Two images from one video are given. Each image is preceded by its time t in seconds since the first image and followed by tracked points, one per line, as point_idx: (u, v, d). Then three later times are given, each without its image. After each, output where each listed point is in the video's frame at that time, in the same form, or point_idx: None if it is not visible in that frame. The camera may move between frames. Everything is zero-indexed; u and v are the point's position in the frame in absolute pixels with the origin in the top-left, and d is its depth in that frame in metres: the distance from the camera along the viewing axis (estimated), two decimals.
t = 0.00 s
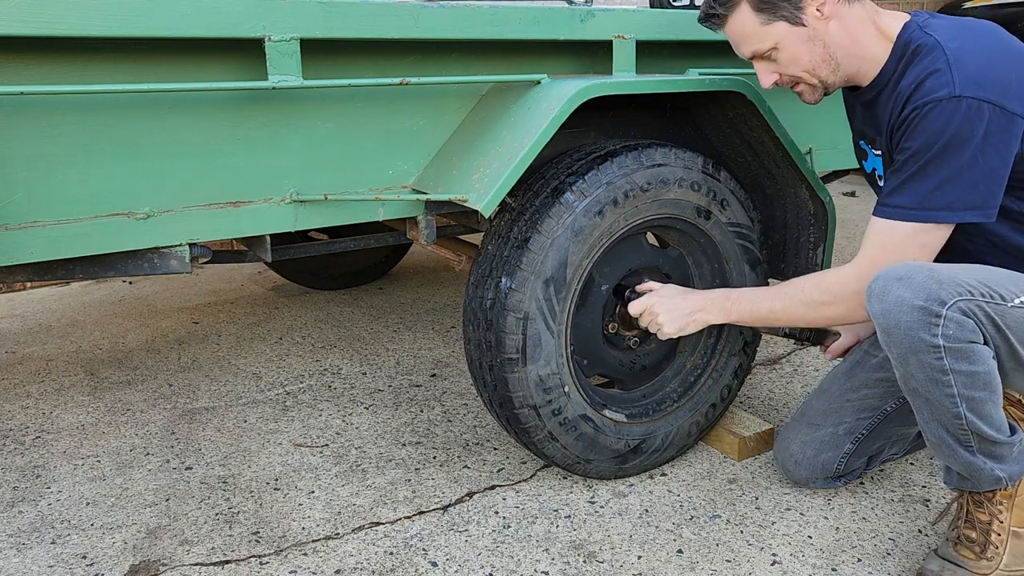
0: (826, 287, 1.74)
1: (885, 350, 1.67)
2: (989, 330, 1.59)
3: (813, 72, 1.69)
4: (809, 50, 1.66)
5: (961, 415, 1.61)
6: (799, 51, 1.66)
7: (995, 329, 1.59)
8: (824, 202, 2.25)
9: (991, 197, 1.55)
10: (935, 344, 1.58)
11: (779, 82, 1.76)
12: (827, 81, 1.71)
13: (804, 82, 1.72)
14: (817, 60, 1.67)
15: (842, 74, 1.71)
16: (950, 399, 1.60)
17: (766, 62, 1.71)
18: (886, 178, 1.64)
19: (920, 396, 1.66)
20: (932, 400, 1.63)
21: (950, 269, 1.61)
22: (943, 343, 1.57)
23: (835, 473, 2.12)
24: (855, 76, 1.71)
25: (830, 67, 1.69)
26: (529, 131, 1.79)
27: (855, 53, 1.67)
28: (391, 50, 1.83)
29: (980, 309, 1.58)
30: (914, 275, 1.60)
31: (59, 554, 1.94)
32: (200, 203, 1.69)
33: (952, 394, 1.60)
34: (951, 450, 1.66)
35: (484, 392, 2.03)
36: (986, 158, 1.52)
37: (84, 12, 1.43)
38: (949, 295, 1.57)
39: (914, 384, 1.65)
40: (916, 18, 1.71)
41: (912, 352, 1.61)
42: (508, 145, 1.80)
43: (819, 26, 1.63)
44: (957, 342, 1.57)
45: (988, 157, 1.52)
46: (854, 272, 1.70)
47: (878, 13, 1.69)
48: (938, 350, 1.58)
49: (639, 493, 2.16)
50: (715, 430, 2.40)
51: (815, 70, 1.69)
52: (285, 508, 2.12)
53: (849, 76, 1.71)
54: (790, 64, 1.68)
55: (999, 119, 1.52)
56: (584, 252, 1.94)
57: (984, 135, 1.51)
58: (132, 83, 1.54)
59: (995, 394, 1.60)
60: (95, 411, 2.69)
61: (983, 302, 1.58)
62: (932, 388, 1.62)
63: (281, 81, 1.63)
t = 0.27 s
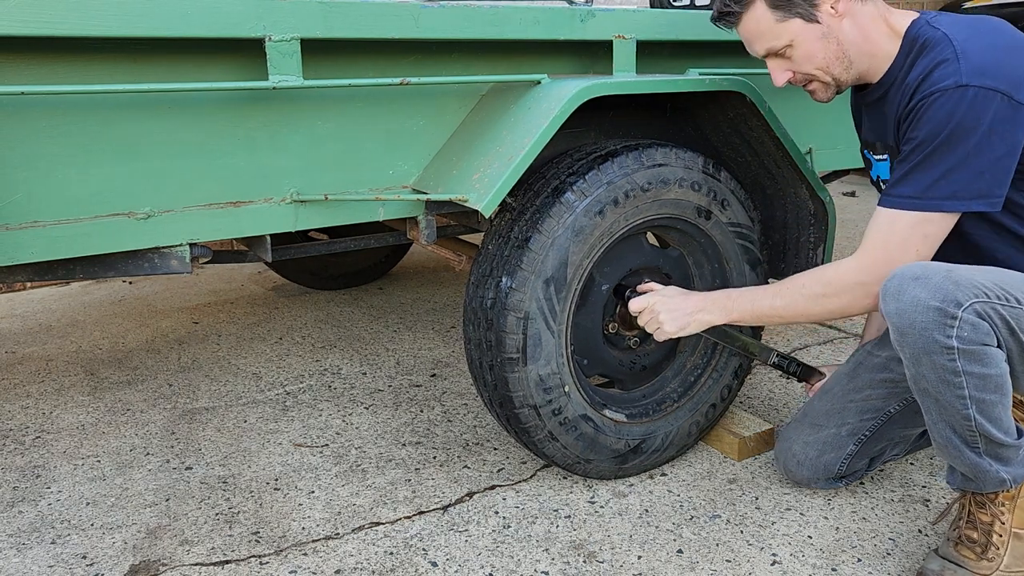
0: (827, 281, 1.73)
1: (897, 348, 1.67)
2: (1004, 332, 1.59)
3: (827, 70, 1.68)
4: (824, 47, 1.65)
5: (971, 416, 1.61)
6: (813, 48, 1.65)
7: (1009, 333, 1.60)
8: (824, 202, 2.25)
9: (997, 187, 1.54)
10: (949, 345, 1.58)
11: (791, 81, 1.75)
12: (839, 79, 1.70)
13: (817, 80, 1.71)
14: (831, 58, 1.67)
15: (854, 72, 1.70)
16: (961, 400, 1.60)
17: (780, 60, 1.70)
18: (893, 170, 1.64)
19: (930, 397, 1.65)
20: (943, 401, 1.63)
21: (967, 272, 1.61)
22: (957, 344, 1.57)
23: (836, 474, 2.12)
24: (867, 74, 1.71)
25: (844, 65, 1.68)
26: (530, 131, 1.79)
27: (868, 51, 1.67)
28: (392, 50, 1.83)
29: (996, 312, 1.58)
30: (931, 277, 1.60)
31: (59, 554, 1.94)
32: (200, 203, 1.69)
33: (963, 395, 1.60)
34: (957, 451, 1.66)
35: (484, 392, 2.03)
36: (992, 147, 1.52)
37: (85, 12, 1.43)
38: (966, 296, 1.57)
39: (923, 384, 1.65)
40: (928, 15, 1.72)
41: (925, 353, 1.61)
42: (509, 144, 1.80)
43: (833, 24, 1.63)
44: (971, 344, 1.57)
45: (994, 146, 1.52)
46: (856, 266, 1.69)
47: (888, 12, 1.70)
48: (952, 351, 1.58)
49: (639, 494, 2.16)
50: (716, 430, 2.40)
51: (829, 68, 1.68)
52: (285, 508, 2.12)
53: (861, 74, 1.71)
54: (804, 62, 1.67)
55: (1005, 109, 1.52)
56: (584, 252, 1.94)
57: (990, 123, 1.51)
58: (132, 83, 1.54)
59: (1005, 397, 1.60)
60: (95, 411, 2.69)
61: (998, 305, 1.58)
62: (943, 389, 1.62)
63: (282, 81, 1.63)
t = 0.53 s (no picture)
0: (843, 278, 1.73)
1: (901, 352, 1.65)
2: (1005, 335, 1.59)
3: (855, 53, 1.63)
4: (854, 29, 1.59)
5: (974, 419, 1.60)
6: (843, 31, 1.59)
7: (1011, 335, 1.59)
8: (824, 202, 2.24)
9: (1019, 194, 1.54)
10: (954, 348, 1.57)
11: (815, 63, 1.69)
12: (867, 62, 1.66)
13: (842, 64, 1.66)
14: (860, 41, 1.61)
15: (881, 56, 1.66)
16: (965, 404, 1.60)
17: (807, 43, 1.64)
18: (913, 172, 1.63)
19: (932, 400, 1.65)
20: (947, 405, 1.62)
21: (969, 274, 1.60)
22: (962, 348, 1.56)
23: (833, 473, 2.11)
24: (892, 57, 1.68)
25: (873, 49, 1.63)
26: (527, 131, 1.78)
27: (897, 34, 1.63)
28: (389, 50, 1.83)
29: (1000, 314, 1.57)
30: (934, 279, 1.58)
31: (59, 554, 1.95)
32: (198, 204, 1.69)
33: (967, 399, 1.59)
34: (959, 454, 1.66)
35: (483, 393, 2.03)
36: (1014, 155, 1.51)
37: (82, 12, 1.43)
38: (971, 299, 1.56)
39: (926, 387, 1.64)
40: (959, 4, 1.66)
41: (929, 357, 1.60)
42: (506, 145, 1.80)
43: (864, 6, 1.58)
44: (976, 347, 1.56)
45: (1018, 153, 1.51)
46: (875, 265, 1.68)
47: None
48: (956, 355, 1.57)
49: (639, 493, 2.15)
50: (716, 430, 2.40)
51: (857, 51, 1.63)
52: (285, 508, 2.13)
53: (888, 57, 1.67)
54: (832, 45, 1.61)
55: None
56: (582, 252, 1.94)
57: (1014, 131, 1.50)
58: (129, 83, 1.55)
59: (1008, 399, 1.60)
60: (95, 411, 2.69)
61: (1001, 307, 1.57)
62: (947, 392, 1.61)
63: (278, 81, 1.63)
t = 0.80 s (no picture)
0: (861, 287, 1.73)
1: (906, 354, 1.65)
2: (1008, 334, 1.59)
3: (853, 68, 1.63)
4: (850, 46, 1.59)
5: (978, 420, 1.60)
6: (839, 49, 1.60)
7: (1013, 334, 1.59)
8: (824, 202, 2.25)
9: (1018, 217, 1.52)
10: (958, 349, 1.57)
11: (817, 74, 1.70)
12: (867, 75, 1.65)
13: (841, 77, 1.66)
14: (858, 57, 1.61)
15: (881, 68, 1.64)
16: (969, 404, 1.60)
17: (804, 58, 1.65)
18: (920, 197, 1.61)
19: (937, 401, 1.64)
20: (951, 405, 1.62)
21: (972, 272, 1.58)
22: (967, 348, 1.56)
23: (833, 472, 2.12)
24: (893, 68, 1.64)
25: (871, 63, 1.62)
26: (528, 131, 1.78)
27: (898, 47, 1.59)
28: (389, 50, 1.83)
29: (1001, 313, 1.57)
30: (936, 279, 1.58)
31: (59, 554, 1.95)
32: (198, 203, 1.69)
33: (971, 399, 1.59)
34: (962, 455, 1.66)
35: (483, 393, 2.03)
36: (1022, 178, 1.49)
37: (82, 12, 1.43)
38: (974, 299, 1.55)
39: (931, 388, 1.64)
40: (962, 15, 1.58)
41: (934, 357, 1.60)
42: (507, 144, 1.80)
43: (861, 22, 1.56)
44: (980, 348, 1.56)
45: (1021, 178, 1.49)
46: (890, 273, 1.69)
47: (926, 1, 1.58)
48: (961, 355, 1.57)
49: (639, 493, 2.15)
50: (716, 430, 2.40)
51: (855, 66, 1.62)
52: (285, 508, 2.12)
53: (888, 69, 1.64)
54: (830, 61, 1.62)
55: None
56: (582, 252, 1.94)
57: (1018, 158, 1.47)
58: (130, 83, 1.54)
59: (1011, 400, 1.60)
60: (95, 411, 2.69)
61: (1003, 306, 1.57)
62: (952, 393, 1.61)
63: (279, 81, 1.63)
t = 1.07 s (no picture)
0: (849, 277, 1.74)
1: (892, 354, 1.65)
2: (992, 331, 1.59)
3: (850, 75, 1.62)
4: (847, 54, 1.59)
5: (966, 417, 1.60)
6: (835, 57, 1.60)
7: (996, 331, 1.60)
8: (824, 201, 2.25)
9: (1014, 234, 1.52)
10: (942, 347, 1.57)
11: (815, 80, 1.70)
12: (864, 82, 1.64)
13: (837, 84, 1.66)
14: (854, 65, 1.60)
15: (879, 76, 1.63)
16: (956, 402, 1.60)
17: (801, 64, 1.65)
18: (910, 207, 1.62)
19: (925, 399, 1.64)
20: (939, 404, 1.62)
21: (954, 271, 1.60)
22: (950, 346, 1.57)
23: (832, 471, 2.12)
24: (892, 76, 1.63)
25: (868, 71, 1.61)
26: (528, 131, 1.78)
27: (896, 56, 1.58)
28: (389, 51, 1.83)
29: (985, 312, 1.57)
30: (920, 279, 1.59)
31: (59, 554, 1.95)
32: (198, 203, 1.69)
33: (959, 397, 1.59)
34: (954, 453, 1.66)
35: (483, 393, 2.03)
36: (1013, 198, 1.48)
37: (83, 12, 1.43)
38: (956, 297, 1.56)
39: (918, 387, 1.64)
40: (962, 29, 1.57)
41: (919, 356, 1.60)
42: (506, 145, 1.80)
43: (860, 31, 1.55)
44: (964, 345, 1.57)
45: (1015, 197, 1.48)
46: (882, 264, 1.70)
47: (928, 8, 1.56)
48: (945, 354, 1.57)
49: (639, 493, 2.15)
50: (716, 430, 2.40)
51: (852, 73, 1.62)
52: (285, 508, 2.13)
53: (886, 76, 1.63)
54: (826, 68, 1.62)
55: None
56: (582, 253, 1.94)
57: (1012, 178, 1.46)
58: (130, 83, 1.55)
59: (999, 396, 1.60)
60: (95, 411, 2.69)
61: (986, 304, 1.57)
62: (938, 391, 1.61)
63: (279, 81, 1.63)
